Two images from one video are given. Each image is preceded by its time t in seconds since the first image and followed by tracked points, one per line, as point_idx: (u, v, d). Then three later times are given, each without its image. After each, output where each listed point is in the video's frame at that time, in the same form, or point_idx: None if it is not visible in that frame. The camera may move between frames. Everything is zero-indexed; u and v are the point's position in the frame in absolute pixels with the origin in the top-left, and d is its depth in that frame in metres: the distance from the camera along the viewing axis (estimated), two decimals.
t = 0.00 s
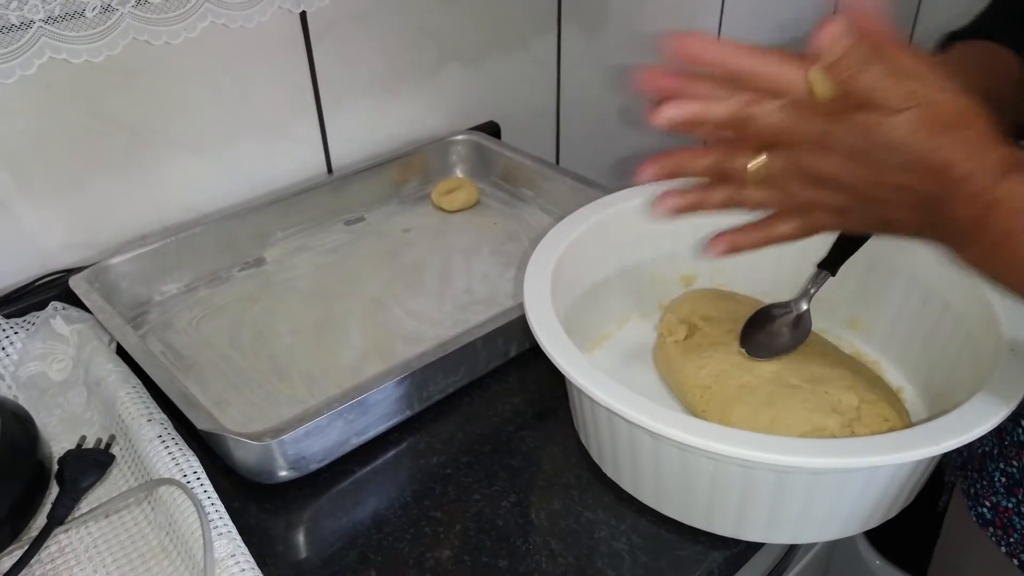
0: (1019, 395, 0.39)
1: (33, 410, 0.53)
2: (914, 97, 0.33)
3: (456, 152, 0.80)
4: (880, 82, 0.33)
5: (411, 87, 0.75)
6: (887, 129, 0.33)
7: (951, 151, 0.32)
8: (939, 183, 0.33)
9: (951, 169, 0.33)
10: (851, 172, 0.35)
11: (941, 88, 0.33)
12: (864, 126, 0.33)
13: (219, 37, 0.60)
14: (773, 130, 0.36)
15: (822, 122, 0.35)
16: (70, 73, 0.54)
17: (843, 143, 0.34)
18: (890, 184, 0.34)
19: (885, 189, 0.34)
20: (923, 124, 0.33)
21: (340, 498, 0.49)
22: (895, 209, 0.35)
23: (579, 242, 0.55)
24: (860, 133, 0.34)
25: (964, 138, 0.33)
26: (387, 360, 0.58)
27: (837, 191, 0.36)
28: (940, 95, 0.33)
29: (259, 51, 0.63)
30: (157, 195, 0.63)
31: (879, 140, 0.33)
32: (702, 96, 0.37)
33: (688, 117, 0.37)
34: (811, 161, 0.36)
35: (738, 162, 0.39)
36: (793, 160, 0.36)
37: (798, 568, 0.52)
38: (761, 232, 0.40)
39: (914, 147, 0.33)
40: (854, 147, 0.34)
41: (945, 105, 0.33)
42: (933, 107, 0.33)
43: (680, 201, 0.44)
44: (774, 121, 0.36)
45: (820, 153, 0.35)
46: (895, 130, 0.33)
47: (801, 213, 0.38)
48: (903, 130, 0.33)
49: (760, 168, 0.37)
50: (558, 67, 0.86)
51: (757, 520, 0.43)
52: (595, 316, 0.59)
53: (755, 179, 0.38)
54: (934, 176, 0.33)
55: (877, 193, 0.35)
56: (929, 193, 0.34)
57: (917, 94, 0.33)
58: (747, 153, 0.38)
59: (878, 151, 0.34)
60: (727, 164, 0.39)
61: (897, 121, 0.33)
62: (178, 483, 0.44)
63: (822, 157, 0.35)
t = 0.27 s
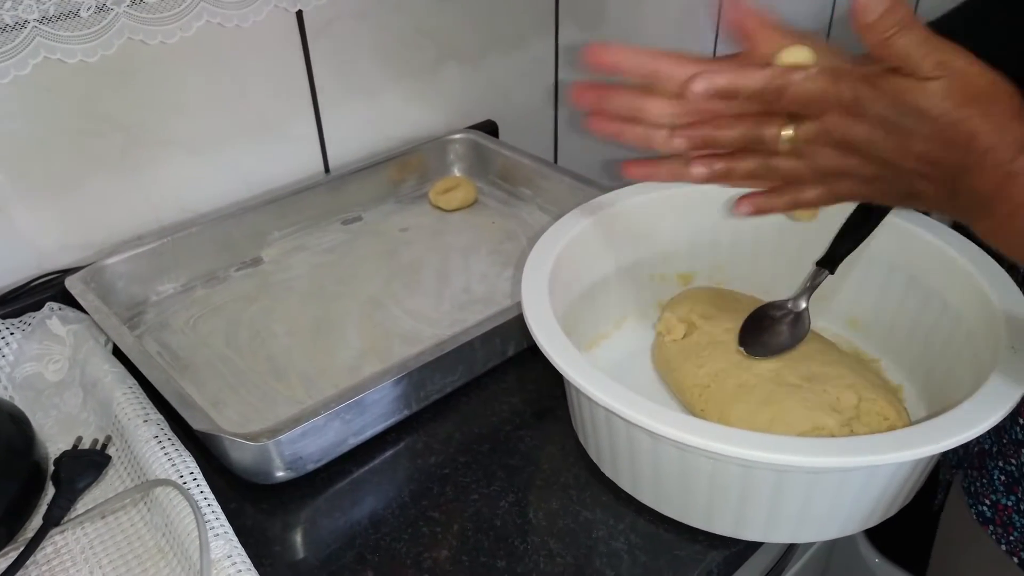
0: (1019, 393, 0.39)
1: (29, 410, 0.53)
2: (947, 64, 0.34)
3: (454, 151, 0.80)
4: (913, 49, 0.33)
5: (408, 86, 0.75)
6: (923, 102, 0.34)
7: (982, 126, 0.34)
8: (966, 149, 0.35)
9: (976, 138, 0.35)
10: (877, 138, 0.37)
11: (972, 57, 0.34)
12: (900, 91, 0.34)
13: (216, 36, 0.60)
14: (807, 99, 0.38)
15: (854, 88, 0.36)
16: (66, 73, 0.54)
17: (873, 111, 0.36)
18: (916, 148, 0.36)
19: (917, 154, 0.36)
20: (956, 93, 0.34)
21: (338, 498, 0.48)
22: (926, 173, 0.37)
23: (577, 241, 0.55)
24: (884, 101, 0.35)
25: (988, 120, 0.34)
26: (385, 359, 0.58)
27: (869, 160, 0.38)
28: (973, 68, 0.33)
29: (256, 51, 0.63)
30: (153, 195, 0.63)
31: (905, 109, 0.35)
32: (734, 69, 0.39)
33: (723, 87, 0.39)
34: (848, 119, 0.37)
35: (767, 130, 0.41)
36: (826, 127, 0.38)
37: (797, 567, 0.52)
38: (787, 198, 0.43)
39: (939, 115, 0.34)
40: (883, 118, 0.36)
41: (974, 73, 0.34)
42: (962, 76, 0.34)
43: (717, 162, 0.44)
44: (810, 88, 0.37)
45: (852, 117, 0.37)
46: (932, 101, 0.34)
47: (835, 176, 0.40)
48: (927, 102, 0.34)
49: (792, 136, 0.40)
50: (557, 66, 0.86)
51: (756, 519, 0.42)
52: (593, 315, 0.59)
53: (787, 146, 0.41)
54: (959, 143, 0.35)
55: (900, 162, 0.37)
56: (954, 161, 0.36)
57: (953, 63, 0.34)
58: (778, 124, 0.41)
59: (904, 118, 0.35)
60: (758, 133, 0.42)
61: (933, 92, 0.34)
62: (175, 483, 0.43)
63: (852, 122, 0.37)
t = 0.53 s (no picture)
0: None
1: (30, 408, 0.52)
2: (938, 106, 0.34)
3: (456, 148, 0.79)
4: (901, 93, 0.33)
5: (410, 82, 0.75)
6: (918, 144, 0.35)
7: (971, 152, 0.35)
8: (971, 185, 0.36)
9: (995, 176, 0.36)
10: (887, 168, 0.39)
11: (977, 103, 0.34)
12: (895, 132, 0.35)
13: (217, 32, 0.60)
14: (810, 138, 0.40)
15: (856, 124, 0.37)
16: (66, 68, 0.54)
17: (876, 146, 0.38)
18: (927, 182, 0.38)
19: (928, 187, 0.38)
20: (947, 131, 0.35)
21: (340, 497, 0.48)
22: (930, 207, 0.40)
23: (581, 239, 0.54)
24: (883, 138, 0.37)
25: (1006, 138, 0.35)
26: (387, 357, 0.57)
27: (873, 180, 0.41)
28: (974, 110, 0.34)
29: (258, 47, 0.63)
30: (154, 192, 0.63)
31: (895, 144, 0.36)
32: (736, 119, 0.39)
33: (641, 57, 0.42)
34: (849, 147, 0.39)
35: (782, 165, 0.43)
36: (835, 160, 0.40)
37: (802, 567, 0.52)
38: (819, 212, 0.45)
39: (937, 148, 0.35)
40: (879, 144, 0.37)
41: (974, 114, 0.34)
42: (959, 116, 0.34)
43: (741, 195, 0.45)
44: (813, 130, 0.39)
45: (854, 151, 0.39)
46: (916, 142, 0.35)
47: (855, 187, 0.42)
48: (914, 139, 0.35)
49: (810, 167, 0.42)
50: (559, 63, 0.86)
51: (760, 519, 0.42)
52: (596, 313, 0.58)
53: (807, 177, 0.43)
54: (971, 179, 0.36)
55: (918, 191, 0.39)
56: (968, 193, 0.37)
57: (942, 104, 0.34)
58: (791, 159, 0.42)
59: (908, 153, 0.36)
60: (775, 171, 0.43)
61: (929, 127, 0.35)
62: (176, 482, 0.43)
63: (862, 155, 0.39)
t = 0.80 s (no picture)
0: None
1: (36, 400, 0.52)
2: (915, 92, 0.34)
3: (461, 139, 0.79)
4: (873, 81, 0.34)
5: (416, 73, 0.74)
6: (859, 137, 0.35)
7: (945, 140, 0.33)
8: (947, 176, 0.34)
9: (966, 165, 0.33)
10: (861, 173, 0.37)
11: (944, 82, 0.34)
12: (868, 121, 0.35)
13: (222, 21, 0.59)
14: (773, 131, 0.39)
15: (819, 124, 0.37)
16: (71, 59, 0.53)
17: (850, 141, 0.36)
18: (898, 179, 0.36)
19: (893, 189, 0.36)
20: (925, 117, 0.34)
21: (348, 490, 0.48)
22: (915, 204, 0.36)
23: (590, 230, 0.54)
24: (862, 126, 0.35)
25: (969, 135, 0.33)
26: (394, 350, 0.57)
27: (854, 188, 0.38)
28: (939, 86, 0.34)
29: (263, 37, 0.62)
30: (159, 183, 0.63)
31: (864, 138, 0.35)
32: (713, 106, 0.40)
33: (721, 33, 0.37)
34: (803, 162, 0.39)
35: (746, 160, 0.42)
36: (801, 160, 0.39)
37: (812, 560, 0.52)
38: (783, 229, 0.41)
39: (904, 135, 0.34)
40: (862, 150, 0.36)
41: (949, 100, 0.34)
42: (933, 101, 0.34)
43: (699, 199, 0.46)
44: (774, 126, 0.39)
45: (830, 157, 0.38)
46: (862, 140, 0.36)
47: (827, 205, 0.40)
48: (877, 123, 0.34)
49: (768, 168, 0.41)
50: (565, 53, 0.85)
51: (773, 512, 0.42)
52: (605, 305, 0.58)
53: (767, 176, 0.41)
54: (946, 170, 0.34)
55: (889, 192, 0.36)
56: (942, 185, 0.34)
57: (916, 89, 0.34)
58: (755, 154, 0.41)
59: (881, 154, 0.35)
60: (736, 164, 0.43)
61: (905, 114, 0.34)
62: (184, 474, 0.43)
63: (835, 154, 0.37)
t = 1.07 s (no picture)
0: None
1: (43, 408, 0.52)
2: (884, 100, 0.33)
3: (467, 145, 0.79)
4: (837, 96, 0.32)
5: (422, 79, 0.74)
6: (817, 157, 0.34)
7: (916, 152, 0.33)
8: (917, 192, 0.34)
9: (935, 176, 0.33)
10: (828, 192, 0.36)
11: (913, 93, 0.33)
12: (837, 137, 0.33)
13: (229, 28, 0.59)
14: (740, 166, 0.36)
15: (791, 139, 0.35)
16: (79, 67, 0.54)
17: (816, 161, 0.35)
18: (870, 195, 0.36)
19: (864, 204, 0.36)
20: (893, 128, 0.33)
21: (354, 498, 0.48)
22: (884, 221, 0.37)
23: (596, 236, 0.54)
24: (820, 146, 0.34)
25: (944, 145, 0.33)
26: (400, 357, 0.57)
27: (825, 212, 0.37)
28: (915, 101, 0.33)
29: (270, 44, 0.62)
30: (166, 190, 0.63)
31: (834, 164, 0.34)
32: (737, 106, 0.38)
33: (646, 171, 0.35)
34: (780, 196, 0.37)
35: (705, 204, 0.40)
36: (762, 190, 0.37)
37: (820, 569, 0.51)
38: (742, 271, 0.43)
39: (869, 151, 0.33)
40: (830, 171, 0.35)
41: (918, 108, 0.33)
42: (900, 109, 0.33)
43: (658, 250, 0.42)
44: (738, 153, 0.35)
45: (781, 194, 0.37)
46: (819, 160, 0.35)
47: (790, 235, 0.40)
48: (850, 148, 0.33)
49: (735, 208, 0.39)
50: (571, 59, 0.85)
51: (781, 521, 0.41)
52: (612, 312, 0.58)
53: (731, 218, 0.40)
54: (916, 183, 0.34)
55: (862, 211, 0.37)
56: (918, 201, 0.35)
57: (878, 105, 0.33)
58: (715, 195, 0.39)
59: (856, 177, 0.35)
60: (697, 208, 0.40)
61: (870, 128, 0.33)
62: (190, 482, 0.43)
63: (801, 181, 0.36)
